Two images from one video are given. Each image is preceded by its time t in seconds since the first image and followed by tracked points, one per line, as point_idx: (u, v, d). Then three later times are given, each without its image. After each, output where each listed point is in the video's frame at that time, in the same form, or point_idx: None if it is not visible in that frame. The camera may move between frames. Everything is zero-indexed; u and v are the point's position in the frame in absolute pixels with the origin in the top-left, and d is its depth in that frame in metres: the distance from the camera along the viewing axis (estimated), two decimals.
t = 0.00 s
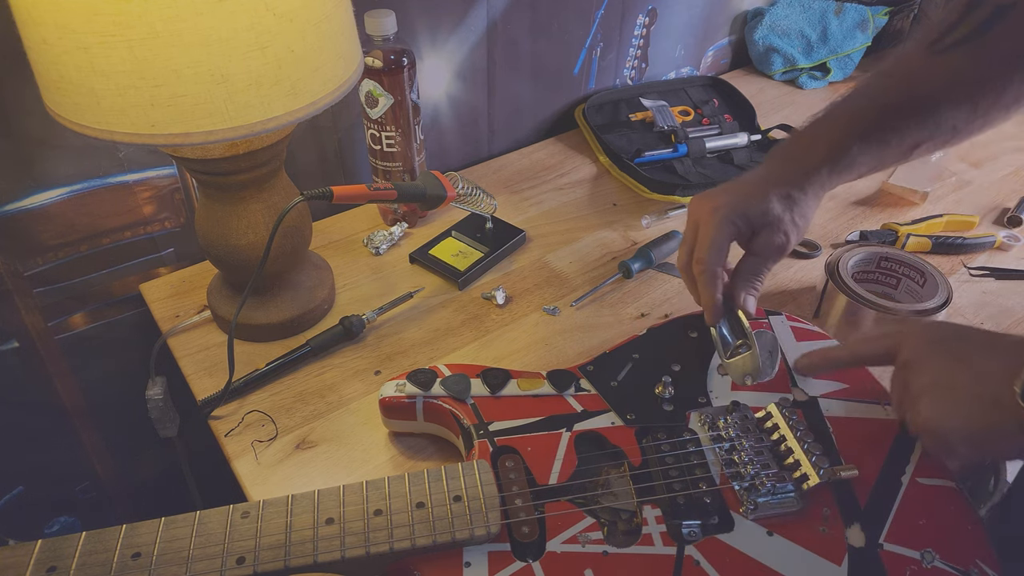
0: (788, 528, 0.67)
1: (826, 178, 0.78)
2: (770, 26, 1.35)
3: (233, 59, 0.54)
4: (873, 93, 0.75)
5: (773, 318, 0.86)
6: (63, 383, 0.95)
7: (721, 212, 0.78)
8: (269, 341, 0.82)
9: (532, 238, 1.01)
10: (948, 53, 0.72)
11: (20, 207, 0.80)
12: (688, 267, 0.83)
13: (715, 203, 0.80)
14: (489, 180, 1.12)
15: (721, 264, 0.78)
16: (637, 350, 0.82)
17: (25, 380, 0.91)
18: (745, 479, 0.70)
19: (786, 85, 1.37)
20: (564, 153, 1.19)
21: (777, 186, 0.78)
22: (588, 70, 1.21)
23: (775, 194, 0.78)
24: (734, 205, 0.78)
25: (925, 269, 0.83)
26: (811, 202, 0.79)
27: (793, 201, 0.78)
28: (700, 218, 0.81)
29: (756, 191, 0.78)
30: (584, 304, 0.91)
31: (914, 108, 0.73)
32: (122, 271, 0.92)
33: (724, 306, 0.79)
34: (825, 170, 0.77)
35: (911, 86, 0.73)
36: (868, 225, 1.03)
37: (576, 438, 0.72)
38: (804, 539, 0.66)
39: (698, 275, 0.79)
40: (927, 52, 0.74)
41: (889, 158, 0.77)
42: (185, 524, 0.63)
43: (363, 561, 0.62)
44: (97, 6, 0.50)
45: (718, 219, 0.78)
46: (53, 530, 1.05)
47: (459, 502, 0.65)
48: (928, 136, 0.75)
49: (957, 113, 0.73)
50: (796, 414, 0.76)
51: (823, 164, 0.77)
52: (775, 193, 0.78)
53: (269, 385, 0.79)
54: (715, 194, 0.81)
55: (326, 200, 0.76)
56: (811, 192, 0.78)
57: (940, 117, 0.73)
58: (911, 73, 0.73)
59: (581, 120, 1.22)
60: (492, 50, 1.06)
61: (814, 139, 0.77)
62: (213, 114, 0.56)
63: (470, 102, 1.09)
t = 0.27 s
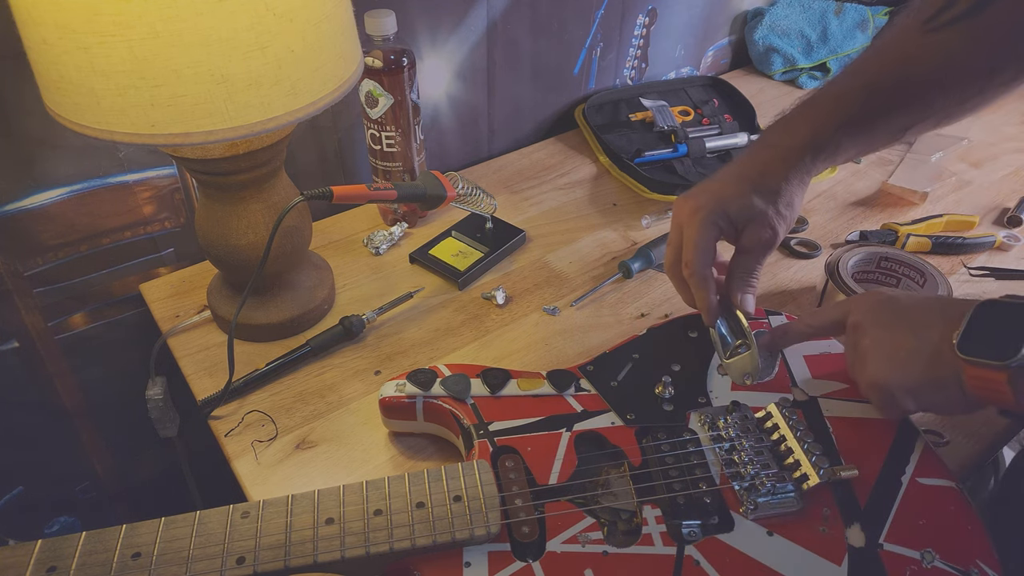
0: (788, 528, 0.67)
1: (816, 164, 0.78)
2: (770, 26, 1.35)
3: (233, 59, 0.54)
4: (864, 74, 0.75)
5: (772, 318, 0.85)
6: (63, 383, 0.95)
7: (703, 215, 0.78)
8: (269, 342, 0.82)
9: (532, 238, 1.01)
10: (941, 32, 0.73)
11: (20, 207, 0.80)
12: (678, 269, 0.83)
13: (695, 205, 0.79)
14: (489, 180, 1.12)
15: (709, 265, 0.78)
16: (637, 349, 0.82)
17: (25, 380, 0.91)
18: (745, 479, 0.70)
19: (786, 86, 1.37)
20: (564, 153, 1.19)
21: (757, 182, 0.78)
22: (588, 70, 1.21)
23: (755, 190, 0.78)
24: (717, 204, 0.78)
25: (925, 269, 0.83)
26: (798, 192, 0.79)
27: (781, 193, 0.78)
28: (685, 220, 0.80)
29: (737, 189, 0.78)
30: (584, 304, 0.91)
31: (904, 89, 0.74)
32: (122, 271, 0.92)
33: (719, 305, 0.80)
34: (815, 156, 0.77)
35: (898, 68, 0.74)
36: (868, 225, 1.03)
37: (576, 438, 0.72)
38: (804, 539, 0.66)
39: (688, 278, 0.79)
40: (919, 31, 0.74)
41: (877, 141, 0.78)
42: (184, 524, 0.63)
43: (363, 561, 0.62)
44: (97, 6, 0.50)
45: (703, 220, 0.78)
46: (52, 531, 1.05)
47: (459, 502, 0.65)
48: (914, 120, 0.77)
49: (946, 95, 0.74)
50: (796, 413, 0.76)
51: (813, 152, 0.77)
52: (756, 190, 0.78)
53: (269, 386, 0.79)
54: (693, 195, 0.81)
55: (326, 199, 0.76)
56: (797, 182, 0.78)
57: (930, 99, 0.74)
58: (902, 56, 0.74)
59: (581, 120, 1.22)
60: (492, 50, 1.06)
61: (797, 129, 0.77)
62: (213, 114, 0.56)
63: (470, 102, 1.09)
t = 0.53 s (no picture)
0: (788, 528, 0.67)
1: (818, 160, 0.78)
2: (770, 26, 1.35)
3: (233, 59, 0.54)
4: (865, 70, 0.76)
5: (772, 318, 0.86)
6: (63, 383, 0.95)
7: (700, 216, 0.78)
8: (269, 342, 0.82)
9: (532, 238, 1.01)
10: (940, 28, 0.73)
11: (20, 207, 0.80)
12: (676, 270, 0.83)
13: (692, 206, 0.79)
14: (489, 180, 1.11)
15: (707, 266, 0.78)
16: (637, 349, 0.82)
17: (26, 380, 0.91)
18: (745, 479, 0.70)
19: (786, 86, 1.37)
20: (564, 153, 1.19)
21: (756, 183, 0.78)
22: (588, 70, 1.21)
23: (754, 190, 0.78)
24: (715, 204, 0.78)
25: (925, 269, 0.83)
26: (797, 191, 0.80)
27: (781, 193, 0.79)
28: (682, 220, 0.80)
29: (734, 190, 0.78)
30: (584, 304, 0.91)
31: (906, 85, 0.74)
32: (122, 271, 0.92)
33: (717, 305, 0.80)
34: (816, 151, 0.78)
35: (900, 64, 0.74)
36: (868, 225, 1.03)
37: (576, 438, 0.72)
38: (804, 539, 0.66)
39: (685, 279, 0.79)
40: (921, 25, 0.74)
41: (878, 137, 0.79)
42: (184, 524, 0.63)
43: (364, 561, 0.62)
44: (97, 5, 0.50)
45: (700, 222, 0.78)
46: (52, 530, 1.05)
47: (459, 502, 0.65)
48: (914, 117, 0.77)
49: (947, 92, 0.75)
50: (796, 414, 0.76)
51: (814, 147, 0.77)
52: (754, 190, 0.78)
53: (269, 386, 0.79)
54: (691, 195, 0.81)
55: (326, 199, 0.76)
56: (796, 182, 0.79)
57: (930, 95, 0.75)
58: (903, 51, 0.74)
59: (581, 120, 1.22)
60: (492, 50, 1.06)
61: (797, 126, 0.78)
62: (213, 114, 0.56)
63: (470, 102, 1.09)
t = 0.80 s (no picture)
0: (786, 524, 0.67)
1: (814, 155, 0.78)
2: (770, 26, 1.35)
3: (233, 59, 0.54)
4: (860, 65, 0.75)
5: (767, 314, 0.86)
6: (63, 383, 0.95)
7: (695, 213, 0.78)
8: (269, 342, 0.82)
9: (532, 238, 1.01)
10: (936, 25, 0.72)
11: (20, 207, 0.80)
12: (672, 269, 0.83)
13: (687, 204, 0.79)
14: (489, 180, 1.11)
15: (702, 264, 0.78)
16: (632, 348, 0.82)
17: (26, 380, 0.91)
18: (742, 475, 0.70)
19: (786, 86, 1.37)
20: (564, 153, 1.19)
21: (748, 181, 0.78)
22: (587, 69, 1.21)
23: (749, 187, 0.78)
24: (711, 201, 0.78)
25: (925, 269, 0.83)
26: (791, 188, 0.79)
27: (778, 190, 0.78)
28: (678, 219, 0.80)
29: (729, 187, 0.78)
30: (584, 304, 0.91)
31: (900, 81, 0.74)
32: (122, 271, 0.92)
33: (713, 302, 0.80)
34: (811, 148, 0.77)
35: (889, 57, 0.74)
36: (868, 225, 1.03)
37: (573, 437, 0.72)
38: (803, 536, 0.66)
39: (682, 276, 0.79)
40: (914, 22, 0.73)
41: (874, 134, 0.79)
42: (182, 528, 0.63)
43: (363, 562, 0.62)
44: (97, 6, 0.50)
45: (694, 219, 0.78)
46: (53, 531, 1.05)
47: (458, 502, 0.65)
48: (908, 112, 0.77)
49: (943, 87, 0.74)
50: (792, 410, 0.76)
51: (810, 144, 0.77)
52: (747, 187, 0.78)
53: (269, 386, 0.79)
54: (687, 193, 0.80)
55: (326, 200, 0.76)
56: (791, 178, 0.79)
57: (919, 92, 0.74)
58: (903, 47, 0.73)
59: (581, 120, 1.22)
60: (492, 50, 1.06)
61: (790, 124, 0.78)
62: (213, 114, 0.56)
63: (470, 102, 1.09)
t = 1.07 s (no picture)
0: (786, 524, 0.67)
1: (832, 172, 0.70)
2: (770, 26, 1.35)
3: (233, 59, 0.54)
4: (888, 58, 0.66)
5: (767, 315, 0.86)
6: (63, 383, 0.95)
7: (721, 208, 0.71)
8: (269, 341, 0.82)
9: (533, 238, 1.01)
10: (952, 29, 0.63)
11: (20, 207, 0.80)
12: (693, 263, 0.77)
13: (713, 199, 0.72)
14: (489, 180, 1.12)
15: (727, 261, 0.72)
16: (632, 348, 0.82)
17: (26, 380, 0.91)
18: (742, 475, 0.70)
19: (786, 86, 1.37)
20: (564, 153, 1.19)
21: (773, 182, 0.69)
22: (588, 69, 1.21)
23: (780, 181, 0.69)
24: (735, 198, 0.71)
25: (925, 269, 0.83)
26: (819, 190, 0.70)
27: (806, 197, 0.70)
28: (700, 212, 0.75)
29: (756, 182, 0.70)
30: (584, 304, 0.91)
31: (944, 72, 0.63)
32: (123, 271, 0.92)
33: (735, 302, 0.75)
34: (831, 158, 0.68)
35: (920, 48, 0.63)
36: (868, 225, 1.03)
37: (573, 437, 0.72)
38: (803, 536, 0.66)
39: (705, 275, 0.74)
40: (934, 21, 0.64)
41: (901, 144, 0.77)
42: (182, 528, 0.63)
43: (363, 562, 0.62)
44: (97, 6, 0.50)
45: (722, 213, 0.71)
46: (53, 531, 1.05)
47: (458, 502, 0.65)
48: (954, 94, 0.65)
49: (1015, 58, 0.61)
50: (791, 410, 0.76)
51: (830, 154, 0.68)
52: (775, 186, 0.69)
53: (269, 386, 0.79)
54: (710, 186, 0.74)
55: (326, 200, 0.76)
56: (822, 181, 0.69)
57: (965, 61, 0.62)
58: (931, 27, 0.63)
59: (581, 120, 1.22)
60: (492, 50, 1.06)
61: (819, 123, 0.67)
62: (213, 114, 0.56)
63: (470, 102, 1.09)
